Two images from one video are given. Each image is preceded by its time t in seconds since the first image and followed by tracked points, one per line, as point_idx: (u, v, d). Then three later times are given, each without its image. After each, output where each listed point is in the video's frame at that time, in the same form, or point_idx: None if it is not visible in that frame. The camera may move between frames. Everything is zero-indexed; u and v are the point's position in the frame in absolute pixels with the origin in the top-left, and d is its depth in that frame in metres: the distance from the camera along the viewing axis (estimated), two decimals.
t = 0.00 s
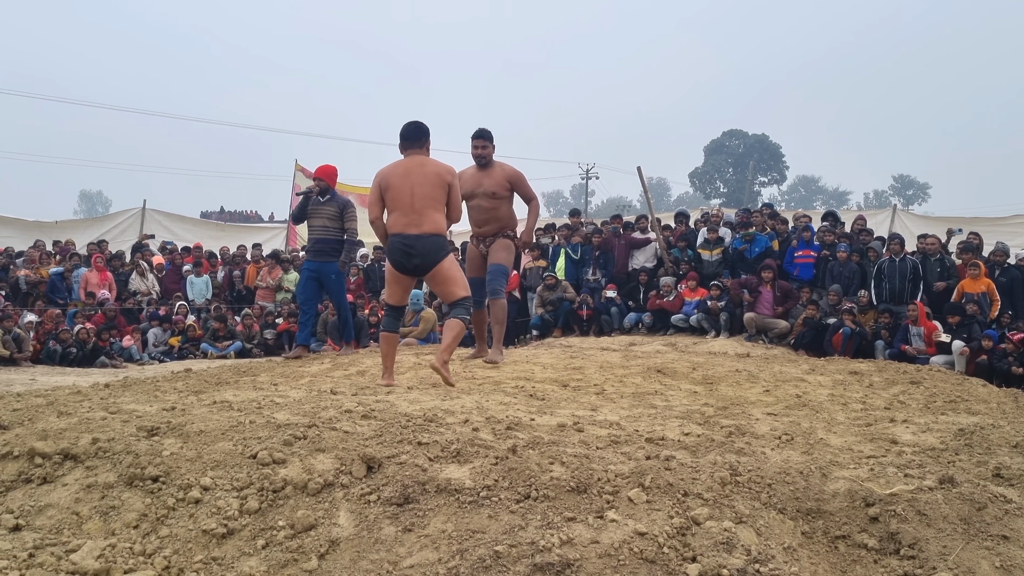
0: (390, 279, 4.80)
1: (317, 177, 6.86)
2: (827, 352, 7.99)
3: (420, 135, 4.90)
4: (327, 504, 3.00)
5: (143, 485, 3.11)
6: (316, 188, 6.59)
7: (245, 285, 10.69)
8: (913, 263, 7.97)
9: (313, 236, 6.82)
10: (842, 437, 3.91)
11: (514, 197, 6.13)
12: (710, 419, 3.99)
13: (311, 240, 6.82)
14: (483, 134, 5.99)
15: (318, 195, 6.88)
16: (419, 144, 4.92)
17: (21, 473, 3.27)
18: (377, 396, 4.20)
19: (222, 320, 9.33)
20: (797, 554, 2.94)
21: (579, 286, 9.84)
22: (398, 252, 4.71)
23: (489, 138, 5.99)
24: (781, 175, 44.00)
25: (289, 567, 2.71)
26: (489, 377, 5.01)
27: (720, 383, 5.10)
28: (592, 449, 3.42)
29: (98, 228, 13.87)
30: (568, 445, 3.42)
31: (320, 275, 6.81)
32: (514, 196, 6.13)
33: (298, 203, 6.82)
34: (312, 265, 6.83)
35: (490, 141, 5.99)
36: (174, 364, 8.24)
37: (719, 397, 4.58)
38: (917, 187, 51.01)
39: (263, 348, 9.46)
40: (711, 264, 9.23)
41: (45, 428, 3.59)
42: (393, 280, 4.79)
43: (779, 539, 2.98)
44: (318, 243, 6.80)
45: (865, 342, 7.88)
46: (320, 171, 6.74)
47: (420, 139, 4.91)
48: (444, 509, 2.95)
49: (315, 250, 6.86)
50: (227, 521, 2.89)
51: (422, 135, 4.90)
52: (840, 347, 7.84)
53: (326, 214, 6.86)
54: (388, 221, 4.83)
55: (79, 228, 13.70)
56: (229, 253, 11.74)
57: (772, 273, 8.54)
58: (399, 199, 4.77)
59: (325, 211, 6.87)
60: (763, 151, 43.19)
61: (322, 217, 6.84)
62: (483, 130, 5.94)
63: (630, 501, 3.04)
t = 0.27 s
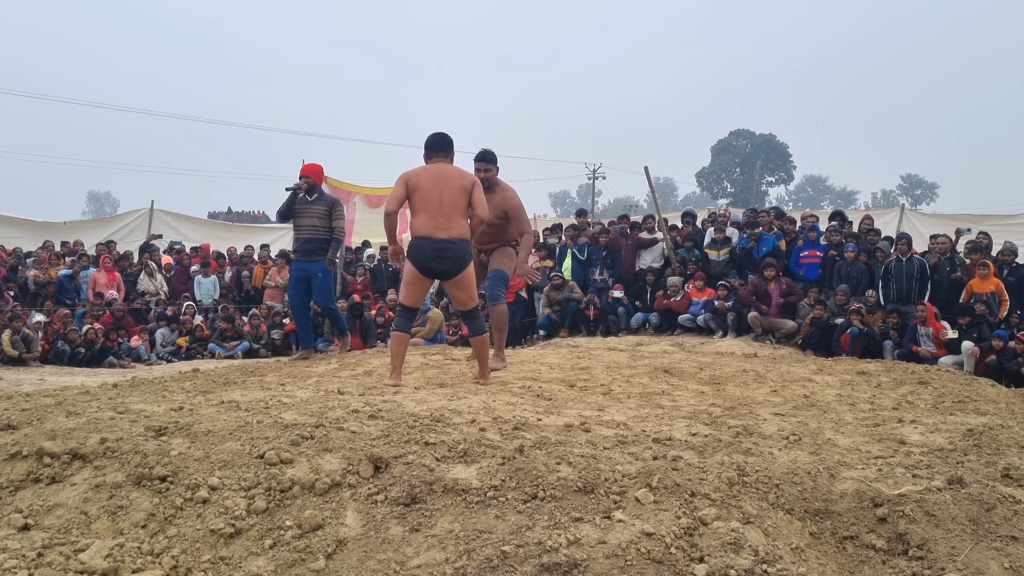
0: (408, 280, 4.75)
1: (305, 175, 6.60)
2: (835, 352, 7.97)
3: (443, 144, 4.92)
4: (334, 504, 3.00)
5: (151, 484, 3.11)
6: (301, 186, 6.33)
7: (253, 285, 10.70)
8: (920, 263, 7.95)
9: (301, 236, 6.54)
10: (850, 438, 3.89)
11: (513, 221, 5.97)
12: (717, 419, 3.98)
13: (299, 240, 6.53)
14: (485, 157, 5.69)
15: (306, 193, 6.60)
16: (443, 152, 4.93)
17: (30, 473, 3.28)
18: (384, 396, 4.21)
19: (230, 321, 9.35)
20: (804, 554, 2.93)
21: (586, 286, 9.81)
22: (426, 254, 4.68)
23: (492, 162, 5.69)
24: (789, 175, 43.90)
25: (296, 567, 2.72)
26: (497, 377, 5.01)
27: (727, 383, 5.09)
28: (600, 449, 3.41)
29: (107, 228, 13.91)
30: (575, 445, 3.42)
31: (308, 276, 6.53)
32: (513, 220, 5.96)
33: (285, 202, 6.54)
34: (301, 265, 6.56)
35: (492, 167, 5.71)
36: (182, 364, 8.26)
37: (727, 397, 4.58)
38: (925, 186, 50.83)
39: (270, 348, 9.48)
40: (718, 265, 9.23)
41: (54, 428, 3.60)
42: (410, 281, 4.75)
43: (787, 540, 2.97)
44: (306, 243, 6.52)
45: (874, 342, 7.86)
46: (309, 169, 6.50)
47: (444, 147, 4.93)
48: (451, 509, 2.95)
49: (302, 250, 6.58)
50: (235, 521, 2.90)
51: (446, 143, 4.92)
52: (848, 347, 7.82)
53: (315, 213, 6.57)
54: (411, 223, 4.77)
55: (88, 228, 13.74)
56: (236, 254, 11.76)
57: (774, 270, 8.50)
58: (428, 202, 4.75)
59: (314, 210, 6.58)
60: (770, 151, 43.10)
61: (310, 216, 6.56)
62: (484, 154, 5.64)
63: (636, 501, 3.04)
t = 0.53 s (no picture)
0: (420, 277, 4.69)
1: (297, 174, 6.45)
2: (841, 353, 7.96)
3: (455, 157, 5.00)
4: (339, 504, 3.00)
5: (156, 484, 3.12)
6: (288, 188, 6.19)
7: (259, 285, 10.77)
8: (926, 264, 7.93)
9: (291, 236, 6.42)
10: (856, 439, 3.88)
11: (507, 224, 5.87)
12: (723, 420, 3.98)
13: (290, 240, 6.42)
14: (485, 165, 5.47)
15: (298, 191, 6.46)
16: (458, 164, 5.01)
17: (36, 472, 3.29)
18: (389, 396, 4.22)
19: (235, 321, 9.34)
20: (810, 555, 2.93)
21: (591, 286, 9.84)
22: (448, 253, 4.65)
23: (492, 169, 5.51)
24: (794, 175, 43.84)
25: (301, 567, 2.72)
26: (502, 377, 5.02)
27: (732, 384, 5.08)
28: (605, 450, 3.41)
29: (112, 228, 13.94)
30: (580, 446, 3.42)
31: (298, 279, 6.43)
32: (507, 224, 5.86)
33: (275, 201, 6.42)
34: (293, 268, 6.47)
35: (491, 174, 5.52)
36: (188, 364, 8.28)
37: (732, 398, 4.57)
38: (930, 187, 50.71)
39: (275, 349, 9.50)
40: (724, 265, 9.22)
41: (60, 428, 3.61)
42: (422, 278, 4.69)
43: (792, 540, 2.97)
44: (295, 244, 6.40)
45: (879, 342, 7.83)
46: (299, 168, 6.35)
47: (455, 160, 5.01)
48: (456, 510, 2.95)
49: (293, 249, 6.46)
50: (240, 521, 2.90)
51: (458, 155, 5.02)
52: (853, 348, 7.79)
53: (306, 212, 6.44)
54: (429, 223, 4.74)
55: (93, 229, 13.78)
56: (242, 254, 11.78)
57: (776, 275, 8.40)
58: (447, 203, 4.77)
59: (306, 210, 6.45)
60: (775, 151, 43.04)
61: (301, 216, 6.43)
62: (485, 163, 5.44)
63: (641, 502, 3.03)
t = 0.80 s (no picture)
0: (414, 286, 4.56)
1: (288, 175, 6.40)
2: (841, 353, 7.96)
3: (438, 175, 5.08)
4: (339, 503, 3.00)
5: (156, 483, 3.12)
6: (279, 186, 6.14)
7: (259, 285, 10.74)
8: (926, 265, 7.92)
9: (277, 236, 6.34)
10: (857, 439, 3.88)
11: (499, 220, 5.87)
12: (723, 420, 3.98)
13: (276, 240, 6.33)
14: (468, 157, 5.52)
15: (288, 192, 6.41)
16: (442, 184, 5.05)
17: (35, 471, 3.29)
18: (389, 396, 4.21)
19: (235, 320, 9.33)
20: (811, 556, 2.92)
21: (592, 286, 9.83)
22: (444, 257, 4.60)
23: (475, 161, 5.57)
24: (794, 176, 43.83)
25: (302, 566, 2.72)
26: (502, 377, 5.01)
27: (733, 384, 5.07)
28: (605, 450, 3.41)
29: (113, 227, 13.94)
30: (581, 446, 3.41)
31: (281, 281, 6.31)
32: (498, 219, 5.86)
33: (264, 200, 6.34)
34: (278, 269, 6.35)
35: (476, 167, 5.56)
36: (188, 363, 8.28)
37: (732, 398, 4.57)
38: (931, 188, 50.68)
39: (275, 348, 9.49)
40: (724, 265, 9.20)
41: (60, 426, 3.61)
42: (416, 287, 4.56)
43: (793, 541, 2.96)
44: (281, 244, 6.31)
45: (879, 343, 7.83)
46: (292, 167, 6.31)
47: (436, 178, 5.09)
48: (456, 509, 2.95)
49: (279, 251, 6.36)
50: (240, 520, 2.90)
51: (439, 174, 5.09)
52: (854, 349, 7.78)
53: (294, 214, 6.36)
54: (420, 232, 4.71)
55: (94, 228, 13.78)
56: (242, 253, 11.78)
57: (775, 279, 8.41)
58: (435, 211, 4.77)
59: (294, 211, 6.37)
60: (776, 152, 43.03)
61: (289, 217, 6.36)
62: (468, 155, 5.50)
63: (642, 502, 3.03)
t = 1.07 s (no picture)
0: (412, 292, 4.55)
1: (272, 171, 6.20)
2: (839, 355, 7.96)
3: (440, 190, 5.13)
4: (338, 503, 3.00)
5: (155, 483, 3.12)
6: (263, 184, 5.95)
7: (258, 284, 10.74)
8: (925, 267, 7.93)
9: (263, 235, 6.16)
10: (855, 441, 3.88)
11: (495, 221, 5.89)
12: (722, 421, 3.98)
13: (262, 239, 6.15)
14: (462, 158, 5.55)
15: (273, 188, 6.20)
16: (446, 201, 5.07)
17: (34, 471, 3.28)
18: (388, 396, 4.21)
19: (234, 320, 9.35)
20: (809, 557, 2.92)
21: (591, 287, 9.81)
22: (442, 261, 4.61)
23: (470, 163, 5.58)
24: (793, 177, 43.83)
25: (300, 566, 2.72)
26: (501, 378, 5.01)
27: (732, 385, 5.07)
28: (603, 450, 3.41)
29: (112, 226, 13.94)
30: (580, 446, 3.41)
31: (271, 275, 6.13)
32: (495, 221, 5.88)
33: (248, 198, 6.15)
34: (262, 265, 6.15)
35: (470, 168, 5.61)
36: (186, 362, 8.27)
37: (731, 400, 4.57)
38: (930, 189, 50.71)
39: (274, 348, 9.49)
40: (723, 266, 9.19)
41: (58, 426, 3.60)
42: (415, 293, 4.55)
43: (791, 542, 2.97)
44: (267, 243, 6.13)
45: (878, 345, 7.83)
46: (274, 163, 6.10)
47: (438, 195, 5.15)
48: (455, 510, 2.95)
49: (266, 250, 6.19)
50: (238, 520, 2.90)
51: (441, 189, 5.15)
52: (852, 350, 7.78)
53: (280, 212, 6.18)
54: (419, 241, 4.73)
55: (92, 227, 13.77)
56: (241, 252, 11.76)
57: (774, 280, 8.46)
58: (433, 220, 4.81)
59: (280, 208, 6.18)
60: (775, 153, 43.05)
61: (275, 215, 6.17)
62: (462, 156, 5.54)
63: (640, 503, 3.03)
